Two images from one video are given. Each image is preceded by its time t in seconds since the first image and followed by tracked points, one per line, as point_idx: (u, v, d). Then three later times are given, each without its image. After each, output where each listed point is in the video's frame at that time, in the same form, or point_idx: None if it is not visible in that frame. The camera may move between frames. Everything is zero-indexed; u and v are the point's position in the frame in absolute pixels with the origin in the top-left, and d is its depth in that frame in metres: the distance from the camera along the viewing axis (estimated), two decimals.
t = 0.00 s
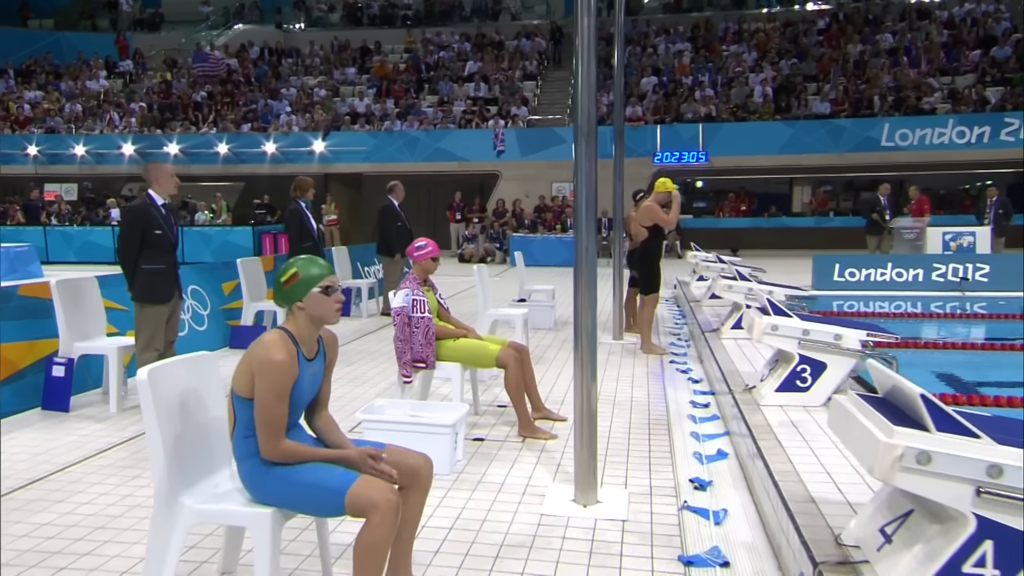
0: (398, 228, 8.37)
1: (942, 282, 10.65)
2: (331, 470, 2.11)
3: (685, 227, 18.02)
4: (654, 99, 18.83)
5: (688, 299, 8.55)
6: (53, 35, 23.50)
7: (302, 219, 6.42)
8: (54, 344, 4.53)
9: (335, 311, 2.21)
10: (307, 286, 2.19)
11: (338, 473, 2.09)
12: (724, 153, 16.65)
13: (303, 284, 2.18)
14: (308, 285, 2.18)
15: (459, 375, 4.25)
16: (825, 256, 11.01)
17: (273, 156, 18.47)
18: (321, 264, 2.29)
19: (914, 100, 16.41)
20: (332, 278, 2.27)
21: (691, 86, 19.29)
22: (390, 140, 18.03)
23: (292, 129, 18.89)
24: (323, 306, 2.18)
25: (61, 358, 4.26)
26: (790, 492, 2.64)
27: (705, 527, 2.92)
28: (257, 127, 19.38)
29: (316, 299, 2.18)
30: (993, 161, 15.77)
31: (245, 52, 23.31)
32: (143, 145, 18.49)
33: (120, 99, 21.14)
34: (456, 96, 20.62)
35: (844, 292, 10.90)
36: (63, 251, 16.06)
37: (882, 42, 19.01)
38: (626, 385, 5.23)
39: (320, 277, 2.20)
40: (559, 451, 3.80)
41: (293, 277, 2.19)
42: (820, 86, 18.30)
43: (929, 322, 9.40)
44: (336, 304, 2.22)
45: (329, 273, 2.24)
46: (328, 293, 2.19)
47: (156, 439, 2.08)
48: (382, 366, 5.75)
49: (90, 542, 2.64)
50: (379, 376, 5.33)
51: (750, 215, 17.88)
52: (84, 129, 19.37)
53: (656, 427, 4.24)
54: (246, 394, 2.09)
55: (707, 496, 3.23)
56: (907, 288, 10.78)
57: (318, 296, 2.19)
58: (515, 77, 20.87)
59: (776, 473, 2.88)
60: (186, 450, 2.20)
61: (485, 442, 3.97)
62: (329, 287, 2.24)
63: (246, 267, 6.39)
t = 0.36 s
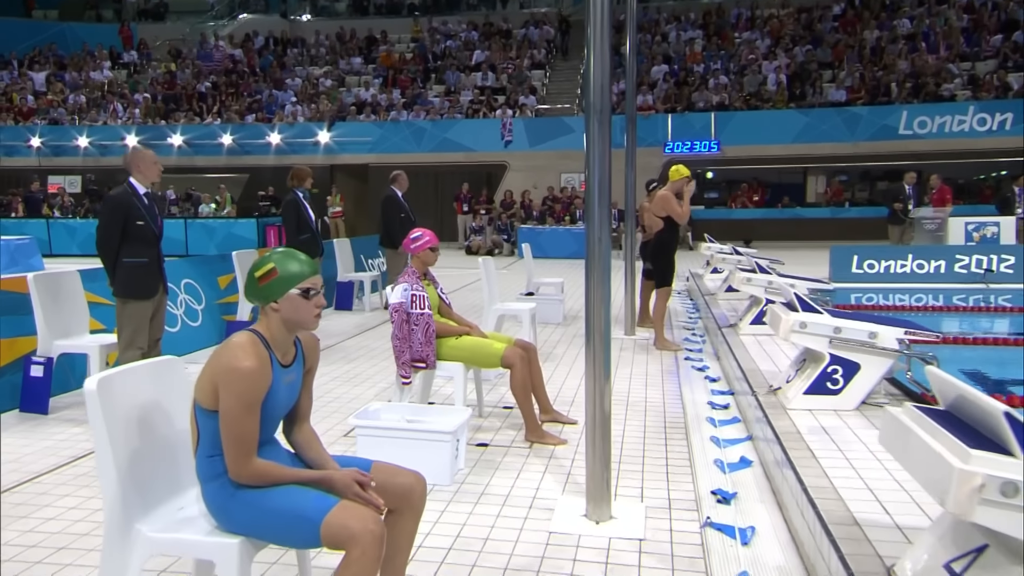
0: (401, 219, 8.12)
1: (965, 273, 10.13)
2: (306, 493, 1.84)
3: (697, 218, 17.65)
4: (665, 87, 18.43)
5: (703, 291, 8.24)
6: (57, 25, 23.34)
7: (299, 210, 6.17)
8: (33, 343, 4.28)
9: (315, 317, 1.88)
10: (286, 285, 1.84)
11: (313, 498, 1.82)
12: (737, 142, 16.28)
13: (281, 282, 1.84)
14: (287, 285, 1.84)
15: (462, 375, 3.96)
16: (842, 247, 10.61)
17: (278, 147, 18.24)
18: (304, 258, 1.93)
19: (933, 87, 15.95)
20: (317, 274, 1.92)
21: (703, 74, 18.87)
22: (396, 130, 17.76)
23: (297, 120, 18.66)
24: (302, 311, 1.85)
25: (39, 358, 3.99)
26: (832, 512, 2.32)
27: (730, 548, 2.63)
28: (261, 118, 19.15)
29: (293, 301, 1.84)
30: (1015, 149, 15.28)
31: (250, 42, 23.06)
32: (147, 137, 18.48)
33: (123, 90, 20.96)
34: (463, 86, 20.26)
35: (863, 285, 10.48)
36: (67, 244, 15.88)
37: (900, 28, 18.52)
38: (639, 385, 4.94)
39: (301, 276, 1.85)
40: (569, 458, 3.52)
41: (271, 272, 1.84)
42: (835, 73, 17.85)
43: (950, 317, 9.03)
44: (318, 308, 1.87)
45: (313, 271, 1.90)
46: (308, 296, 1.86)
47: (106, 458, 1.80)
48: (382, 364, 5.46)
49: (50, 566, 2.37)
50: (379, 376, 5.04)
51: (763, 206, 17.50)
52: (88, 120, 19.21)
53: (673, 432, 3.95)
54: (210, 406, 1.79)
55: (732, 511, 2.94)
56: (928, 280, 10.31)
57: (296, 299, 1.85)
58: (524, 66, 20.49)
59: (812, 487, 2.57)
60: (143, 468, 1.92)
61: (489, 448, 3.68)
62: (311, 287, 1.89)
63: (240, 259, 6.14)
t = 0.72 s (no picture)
0: (403, 208, 7.87)
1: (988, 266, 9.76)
2: (271, 524, 1.56)
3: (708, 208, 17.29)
4: (675, 75, 18.05)
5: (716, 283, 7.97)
6: (60, 12, 23.16)
7: (294, 198, 5.91)
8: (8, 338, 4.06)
9: (285, 320, 1.59)
10: (250, 282, 1.55)
11: (279, 531, 1.54)
12: (749, 131, 15.92)
13: (245, 278, 1.54)
14: (252, 282, 1.55)
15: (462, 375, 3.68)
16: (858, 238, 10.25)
17: (281, 136, 18.00)
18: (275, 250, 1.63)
19: (953, 74, 15.50)
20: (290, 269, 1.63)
21: (715, 61, 18.47)
22: (401, 119, 17.45)
23: (301, 108, 18.38)
24: (269, 312, 1.56)
25: (11, 355, 3.77)
26: (879, 540, 2.03)
27: (758, 573, 2.36)
28: (264, 106, 18.90)
29: (259, 301, 1.55)
30: None
31: (254, 29, 22.80)
32: (150, 125, 18.30)
33: (126, 77, 20.76)
34: (470, 73, 19.91)
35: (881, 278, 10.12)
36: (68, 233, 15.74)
37: (917, 13, 18.03)
38: (650, 384, 4.68)
39: (270, 271, 1.56)
40: (577, 466, 3.25)
41: (233, 267, 1.55)
42: (851, 60, 17.39)
43: (969, 311, 8.69)
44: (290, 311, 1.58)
45: (285, 265, 1.60)
46: (277, 295, 1.56)
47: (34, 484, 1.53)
48: (380, 361, 5.19)
49: None
50: (376, 373, 4.79)
51: (775, 196, 17.15)
52: (90, 107, 19.04)
53: (688, 437, 3.68)
54: (156, 424, 1.50)
55: (756, 529, 2.66)
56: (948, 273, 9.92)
57: (263, 298, 1.56)
58: (531, 53, 20.10)
59: (853, 507, 2.27)
60: (84, 493, 1.66)
61: (491, 453, 3.41)
62: (283, 285, 1.59)
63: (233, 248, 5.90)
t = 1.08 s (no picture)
0: (407, 198, 7.63)
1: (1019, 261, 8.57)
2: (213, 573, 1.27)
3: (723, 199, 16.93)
4: (690, 63, 17.66)
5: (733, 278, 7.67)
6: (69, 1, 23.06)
7: (292, 187, 5.67)
8: None
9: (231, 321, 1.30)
10: (184, 276, 1.26)
11: None
12: (766, 120, 15.58)
13: (177, 270, 1.26)
14: (185, 275, 1.26)
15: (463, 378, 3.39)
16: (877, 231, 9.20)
17: (289, 125, 17.79)
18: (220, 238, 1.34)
19: (978, 61, 15.01)
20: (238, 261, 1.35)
21: (730, 48, 18.06)
22: (410, 108, 17.17)
23: (309, 97, 18.13)
24: (207, 312, 1.27)
25: None
26: None
27: None
28: (272, 95, 18.68)
29: (195, 298, 1.27)
30: None
31: (263, 18, 22.59)
32: (157, 114, 18.12)
33: (134, 66, 20.62)
34: (480, 62, 19.57)
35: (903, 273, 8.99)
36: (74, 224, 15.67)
37: None
38: (665, 386, 4.40)
39: (209, 262, 1.27)
40: (587, 479, 2.96)
41: (161, 258, 1.26)
42: (871, 47, 16.91)
43: (996, 310, 7.94)
44: (233, 311, 1.29)
45: (230, 255, 1.31)
46: (217, 291, 1.27)
47: None
48: (379, 359, 4.92)
49: None
50: (374, 373, 4.54)
51: (792, 187, 16.77)
52: (97, 97, 18.92)
53: (707, 447, 3.38)
54: (68, 451, 1.22)
55: (787, 556, 2.38)
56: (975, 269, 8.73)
57: (200, 295, 1.27)
58: (543, 41, 19.73)
59: (904, 537, 1.96)
60: None
61: (493, 463, 3.12)
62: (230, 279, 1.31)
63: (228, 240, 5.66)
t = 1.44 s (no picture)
0: (408, 191, 7.39)
1: None
2: None
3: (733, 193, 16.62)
4: (701, 54, 17.29)
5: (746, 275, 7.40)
6: None
7: (286, 179, 5.42)
8: None
9: (130, 340, 1.07)
10: (66, 284, 1.04)
11: None
12: (778, 113, 15.26)
13: (55, 277, 1.03)
14: (68, 283, 1.03)
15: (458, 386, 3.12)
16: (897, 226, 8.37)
17: (293, 116, 17.54)
18: (122, 238, 1.12)
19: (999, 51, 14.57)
20: (142, 263, 1.12)
21: (742, 39, 17.68)
22: (415, 99, 16.89)
23: (314, 88, 17.86)
24: (97, 329, 1.04)
25: None
26: None
27: None
28: (277, 85, 18.43)
29: (82, 312, 1.04)
30: None
31: (267, 7, 22.33)
32: (159, 104, 17.90)
33: (137, 56, 20.42)
34: (487, 52, 19.24)
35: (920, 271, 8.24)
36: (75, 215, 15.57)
37: None
38: (676, 392, 4.14)
39: (99, 265, 1.04)
40: (591, 499, 2.70)
41: (39, 262, 1.04)
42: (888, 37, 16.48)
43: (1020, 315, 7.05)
44: (134, 327, 1.07)
45: (129, 258, 1.09)
46: (107, 302, 1.04)
47: None
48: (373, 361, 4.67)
49: None
50: (366, 376, 4.29)
51: (804, 181, 16.43)
52: (100, 87, 18.74)
53: (722, 462, 3.12)
54: None
55: None
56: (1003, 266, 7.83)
57: (88, 308, 1.04)
58: (551, 31, 19.37)
59: None
60: None
61: (490, 479, 2.85)
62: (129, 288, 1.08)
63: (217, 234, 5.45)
